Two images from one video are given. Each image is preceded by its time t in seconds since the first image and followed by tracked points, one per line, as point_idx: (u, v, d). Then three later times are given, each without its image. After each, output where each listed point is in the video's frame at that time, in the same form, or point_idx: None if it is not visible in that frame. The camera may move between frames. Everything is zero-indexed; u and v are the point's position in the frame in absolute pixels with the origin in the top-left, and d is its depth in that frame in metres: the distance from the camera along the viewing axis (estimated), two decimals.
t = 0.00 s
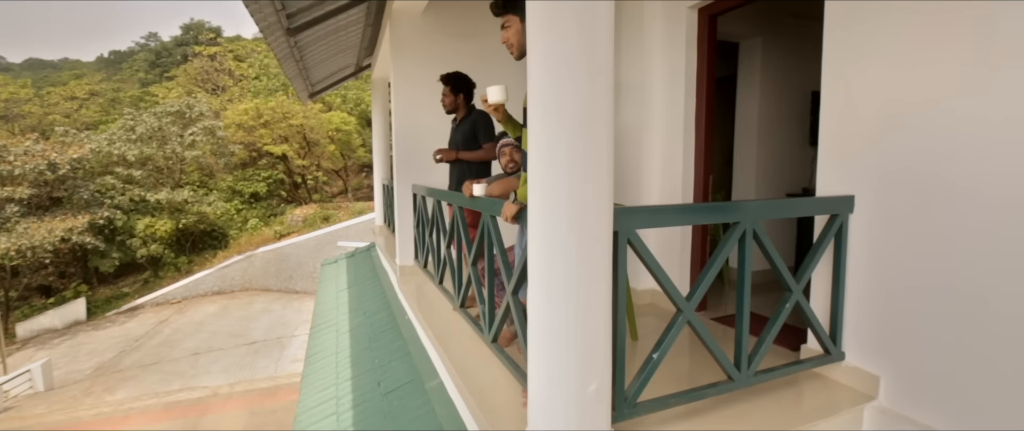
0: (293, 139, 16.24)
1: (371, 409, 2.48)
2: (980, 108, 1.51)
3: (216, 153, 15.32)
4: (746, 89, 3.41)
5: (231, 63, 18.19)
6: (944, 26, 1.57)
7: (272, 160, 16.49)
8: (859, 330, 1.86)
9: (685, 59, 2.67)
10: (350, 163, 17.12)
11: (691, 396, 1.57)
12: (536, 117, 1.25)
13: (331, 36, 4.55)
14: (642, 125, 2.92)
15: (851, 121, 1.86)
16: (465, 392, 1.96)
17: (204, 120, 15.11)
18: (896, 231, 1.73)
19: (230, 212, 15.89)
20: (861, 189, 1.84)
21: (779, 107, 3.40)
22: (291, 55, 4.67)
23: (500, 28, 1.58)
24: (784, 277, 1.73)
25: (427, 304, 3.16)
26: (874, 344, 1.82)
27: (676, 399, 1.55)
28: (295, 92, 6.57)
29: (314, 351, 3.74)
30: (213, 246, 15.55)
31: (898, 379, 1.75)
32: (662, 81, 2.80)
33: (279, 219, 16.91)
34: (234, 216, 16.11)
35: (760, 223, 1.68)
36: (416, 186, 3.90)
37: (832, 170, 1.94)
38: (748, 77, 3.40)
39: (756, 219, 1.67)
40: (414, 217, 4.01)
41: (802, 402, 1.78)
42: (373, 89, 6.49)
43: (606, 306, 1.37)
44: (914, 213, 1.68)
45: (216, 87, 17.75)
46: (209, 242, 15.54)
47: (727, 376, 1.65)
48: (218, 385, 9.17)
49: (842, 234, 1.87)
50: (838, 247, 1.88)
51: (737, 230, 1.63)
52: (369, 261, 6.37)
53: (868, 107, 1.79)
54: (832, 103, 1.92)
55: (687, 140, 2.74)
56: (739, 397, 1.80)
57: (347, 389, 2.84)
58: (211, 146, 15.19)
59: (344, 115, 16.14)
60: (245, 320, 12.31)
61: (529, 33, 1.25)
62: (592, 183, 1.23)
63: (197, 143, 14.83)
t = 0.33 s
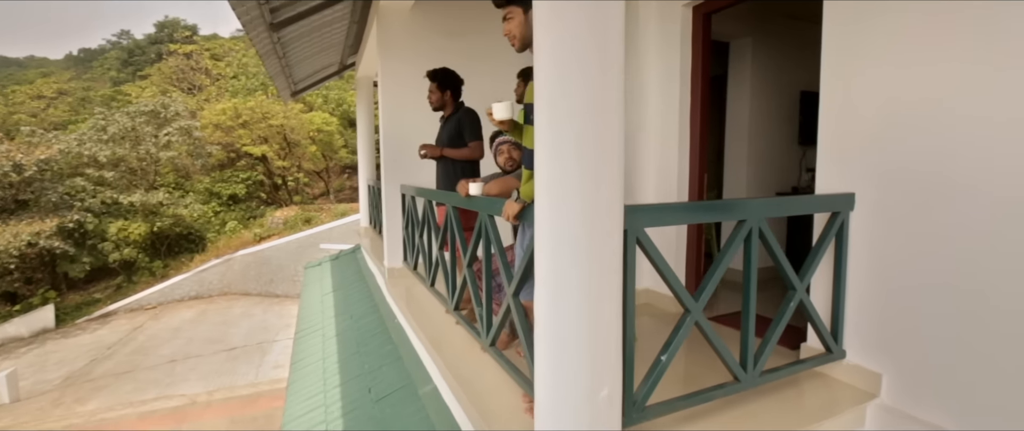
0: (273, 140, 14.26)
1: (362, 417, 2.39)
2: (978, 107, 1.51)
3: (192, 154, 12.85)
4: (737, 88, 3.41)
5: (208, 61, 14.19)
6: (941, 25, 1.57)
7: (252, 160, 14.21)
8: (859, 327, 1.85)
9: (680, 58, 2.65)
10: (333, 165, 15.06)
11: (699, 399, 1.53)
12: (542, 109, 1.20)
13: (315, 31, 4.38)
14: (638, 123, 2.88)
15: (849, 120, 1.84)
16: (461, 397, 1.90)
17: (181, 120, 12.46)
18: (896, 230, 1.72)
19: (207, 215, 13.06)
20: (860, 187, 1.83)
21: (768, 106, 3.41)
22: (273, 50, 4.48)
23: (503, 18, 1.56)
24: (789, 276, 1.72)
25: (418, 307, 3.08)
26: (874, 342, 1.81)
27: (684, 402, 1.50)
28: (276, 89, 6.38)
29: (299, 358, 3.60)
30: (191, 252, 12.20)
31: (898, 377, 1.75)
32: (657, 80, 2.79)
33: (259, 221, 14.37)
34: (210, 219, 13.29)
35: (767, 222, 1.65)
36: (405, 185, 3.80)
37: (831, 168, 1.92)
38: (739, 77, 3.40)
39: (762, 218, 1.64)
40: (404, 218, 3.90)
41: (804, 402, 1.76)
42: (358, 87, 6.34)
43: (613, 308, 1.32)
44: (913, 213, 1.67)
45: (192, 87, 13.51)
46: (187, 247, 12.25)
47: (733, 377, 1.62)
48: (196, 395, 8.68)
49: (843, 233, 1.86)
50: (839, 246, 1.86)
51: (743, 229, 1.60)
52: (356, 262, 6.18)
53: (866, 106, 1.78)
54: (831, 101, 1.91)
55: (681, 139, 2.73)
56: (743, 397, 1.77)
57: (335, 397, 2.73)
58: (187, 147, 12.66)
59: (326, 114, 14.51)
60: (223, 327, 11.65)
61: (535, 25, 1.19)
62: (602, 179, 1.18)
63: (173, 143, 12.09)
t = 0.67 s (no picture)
0: (244, 141, 13.28)
1: (350, 427, 2.28)
2: (972, 104, 1.52)
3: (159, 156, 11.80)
4: (723, 87, 3.43)
5: (176, 60, 13.11)
6: (935, 22, 1.58)
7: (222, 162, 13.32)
8: (856, 324, 1.86)
9: (670, 55, 2.64)
10: (308, 167, 14.22)
11: (705, 401, 1.50)
12: (550, 101, 1.14)
13: (292, 29, 4.26)
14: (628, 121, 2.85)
15: (844, 117, 1.85)
16: (456, 404, 1.83)
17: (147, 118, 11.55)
18: (893, 229, 1.73)
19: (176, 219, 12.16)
20: (856, 184, 1.83)
21: (752, 106, 3.45)
22: (248, 46, 4.33)
23: (502, 10, 1.49)
24: (789, 273, 1.71)
25: (404, 311, 2.99)
26: (870, 338, 1.82)
27: (690, 404, 1.47)
28: (251, 86, 6.20)
29: (278, 367, 3.45)
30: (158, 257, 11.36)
31: (896, 373, 1.75)
32: (646, 79, 2.78)
33: (230, 225, 13.41)
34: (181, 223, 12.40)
35: (769, 220, 1.64)
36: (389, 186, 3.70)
37: (826, 166, 1.92)
38: (725, 77, 3.42)
39: (764, 216, 1.62)
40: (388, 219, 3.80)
41: (804, 400, 1.75)
42: (336, 86, 6.16)
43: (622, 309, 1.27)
44: (910, 208, 1.68)
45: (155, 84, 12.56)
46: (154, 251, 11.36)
47: (737, 377, 1.60)
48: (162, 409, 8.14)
49: (839, 231, 1.86)
50: (836, 244, 1.86)
51: (747, 227, 1.58)
52: (335, 267, 6.00)
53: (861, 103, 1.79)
54: (825, 99, 1.91)
55: (670, 138, 2.71)
56: (744, 398, 1.75)
57: (320, 407, 2.61)
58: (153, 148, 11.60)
59: (301, 116, 13.56)
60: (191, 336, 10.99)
61: (543, 15, 1.14)
62: (614, 173, 1.13)
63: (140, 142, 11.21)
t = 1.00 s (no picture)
0: (209, 146, 12.13)
1: None
2: (963, 100, 1.55)
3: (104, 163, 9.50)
4: (703, 92, 3.47)
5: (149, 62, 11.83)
6: (932, 17, 1.59)
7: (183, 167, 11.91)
8: (847, 322, 1.88)
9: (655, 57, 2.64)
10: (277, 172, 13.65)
11: (709, 405, 1.48)
12: (555, 101, 1.10)
13: (262, 29, 4.11)
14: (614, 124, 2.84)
15: (833, 117, 1.87)
16: (448, 417, 1.74)
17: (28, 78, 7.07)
18: (882, 228, 1.76)
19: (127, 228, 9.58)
20: (844, 185, 1.86)
21: (730, 110, 3.51)
22: (217, 44, 4.13)
23: (500, 5, 1.46)
24: (784, 275, 1.72)
25: (386, 319, 2.87)
26: (861, 335, 1.84)
27: (693, 409, 1.45)
28: (218, 87, 5.95)
29: (251, 384, 3.26)
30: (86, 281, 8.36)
31: (888, 369, 1.78)
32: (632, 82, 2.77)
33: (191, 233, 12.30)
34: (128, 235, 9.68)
35: (765, 221, 1.64)
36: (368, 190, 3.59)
37: (814, 167, 1.95)
38: (705, 80, 3.46)
39: (760, 216, 1.62)
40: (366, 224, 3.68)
41: (800, 399, 1.76)
42: (307, 89, 5.97)
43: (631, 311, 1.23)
44: (899, 207, 1.71)
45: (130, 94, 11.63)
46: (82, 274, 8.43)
47: (736, 379, 1.59)
48: None
49: (828, 231, 1.88)
50: (825, 244, 1.89)
51: (745, 229, 1.58)
52: (307, 276, 5.76)
53: (850, 104, 1.81)
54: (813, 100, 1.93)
55: (655, 141, 2.71)
56: (743, 399, 1.74)
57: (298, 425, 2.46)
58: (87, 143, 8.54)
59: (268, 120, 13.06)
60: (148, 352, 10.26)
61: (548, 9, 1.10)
62: (624, 174, 1.10)
63: None
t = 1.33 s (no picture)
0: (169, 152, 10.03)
1: None
2: (951, 102, 1.59)
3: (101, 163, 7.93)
4: (680, 102, 3.55)
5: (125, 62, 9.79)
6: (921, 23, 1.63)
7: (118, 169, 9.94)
8: (834, 327, 1.91)
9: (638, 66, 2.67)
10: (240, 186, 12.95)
11: (709, 417, 1.45)
12: (560, 104, 1.07)
13: (232, 35, 3.94)
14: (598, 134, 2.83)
15: (819, 124, 1.91)
16: None
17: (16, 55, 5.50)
18: (865, 233, 1.80)
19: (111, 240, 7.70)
20: (827, 192, 1.90)
21: (707, 120, 3.59)
22: (183, 50, 3.92)
23: (495, 9, 1.43)
24: (775, 282, 1.73)
25: (365, 336, 2.75)
26: (849, 339, 1.87)
27: (695, 419, 1.42)
28: (182, 97, 5.69)
29: (217, 411, 3.04)
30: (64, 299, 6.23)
31: (876, 371, 1.81)
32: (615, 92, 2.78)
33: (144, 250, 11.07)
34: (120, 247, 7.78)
35: (756, 229, 1.66)
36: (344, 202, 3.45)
37: (798, 176, 1.99)
38: (682, 90, 3.54)
39: (753, 225, 1.64)
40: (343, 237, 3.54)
41: (793, 406, 1.76)
42: (276, 98, 5.77)
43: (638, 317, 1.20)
44: (884, 212, 1.75)
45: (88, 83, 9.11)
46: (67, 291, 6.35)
47: (734, 388, 1.57)
48: None
49: (812, 238, 1.92)
50: (811, 250, 1.92)
51: (739, 237, 1.59)
52: (275, 293, 5.48)
53: (836, 110, 1.85)
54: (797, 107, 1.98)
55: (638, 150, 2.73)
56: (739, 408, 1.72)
57: None
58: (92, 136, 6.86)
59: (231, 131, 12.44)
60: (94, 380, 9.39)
61: (551, 12, 1.07)
62: (632, 177, 1.07)
63: None
